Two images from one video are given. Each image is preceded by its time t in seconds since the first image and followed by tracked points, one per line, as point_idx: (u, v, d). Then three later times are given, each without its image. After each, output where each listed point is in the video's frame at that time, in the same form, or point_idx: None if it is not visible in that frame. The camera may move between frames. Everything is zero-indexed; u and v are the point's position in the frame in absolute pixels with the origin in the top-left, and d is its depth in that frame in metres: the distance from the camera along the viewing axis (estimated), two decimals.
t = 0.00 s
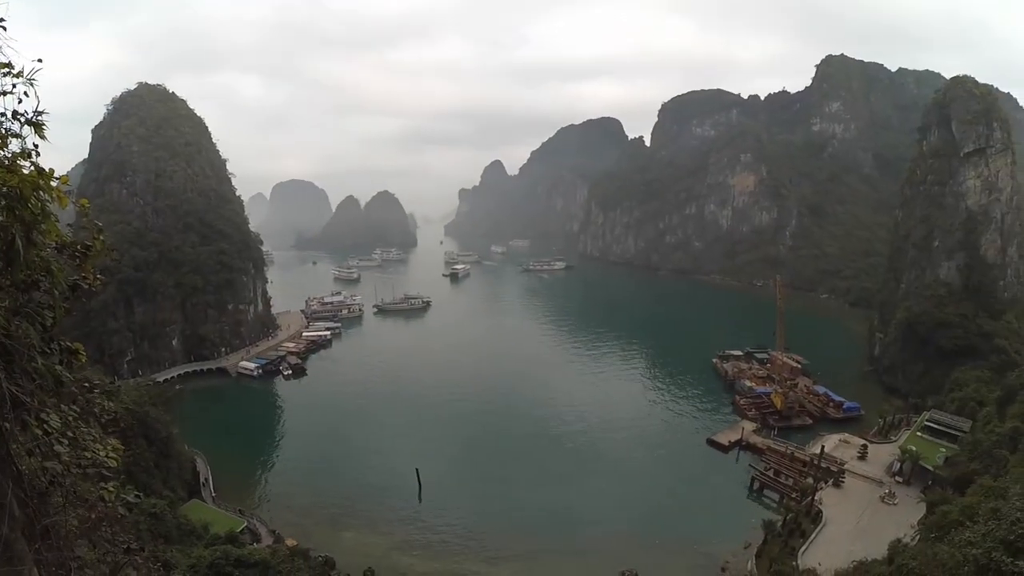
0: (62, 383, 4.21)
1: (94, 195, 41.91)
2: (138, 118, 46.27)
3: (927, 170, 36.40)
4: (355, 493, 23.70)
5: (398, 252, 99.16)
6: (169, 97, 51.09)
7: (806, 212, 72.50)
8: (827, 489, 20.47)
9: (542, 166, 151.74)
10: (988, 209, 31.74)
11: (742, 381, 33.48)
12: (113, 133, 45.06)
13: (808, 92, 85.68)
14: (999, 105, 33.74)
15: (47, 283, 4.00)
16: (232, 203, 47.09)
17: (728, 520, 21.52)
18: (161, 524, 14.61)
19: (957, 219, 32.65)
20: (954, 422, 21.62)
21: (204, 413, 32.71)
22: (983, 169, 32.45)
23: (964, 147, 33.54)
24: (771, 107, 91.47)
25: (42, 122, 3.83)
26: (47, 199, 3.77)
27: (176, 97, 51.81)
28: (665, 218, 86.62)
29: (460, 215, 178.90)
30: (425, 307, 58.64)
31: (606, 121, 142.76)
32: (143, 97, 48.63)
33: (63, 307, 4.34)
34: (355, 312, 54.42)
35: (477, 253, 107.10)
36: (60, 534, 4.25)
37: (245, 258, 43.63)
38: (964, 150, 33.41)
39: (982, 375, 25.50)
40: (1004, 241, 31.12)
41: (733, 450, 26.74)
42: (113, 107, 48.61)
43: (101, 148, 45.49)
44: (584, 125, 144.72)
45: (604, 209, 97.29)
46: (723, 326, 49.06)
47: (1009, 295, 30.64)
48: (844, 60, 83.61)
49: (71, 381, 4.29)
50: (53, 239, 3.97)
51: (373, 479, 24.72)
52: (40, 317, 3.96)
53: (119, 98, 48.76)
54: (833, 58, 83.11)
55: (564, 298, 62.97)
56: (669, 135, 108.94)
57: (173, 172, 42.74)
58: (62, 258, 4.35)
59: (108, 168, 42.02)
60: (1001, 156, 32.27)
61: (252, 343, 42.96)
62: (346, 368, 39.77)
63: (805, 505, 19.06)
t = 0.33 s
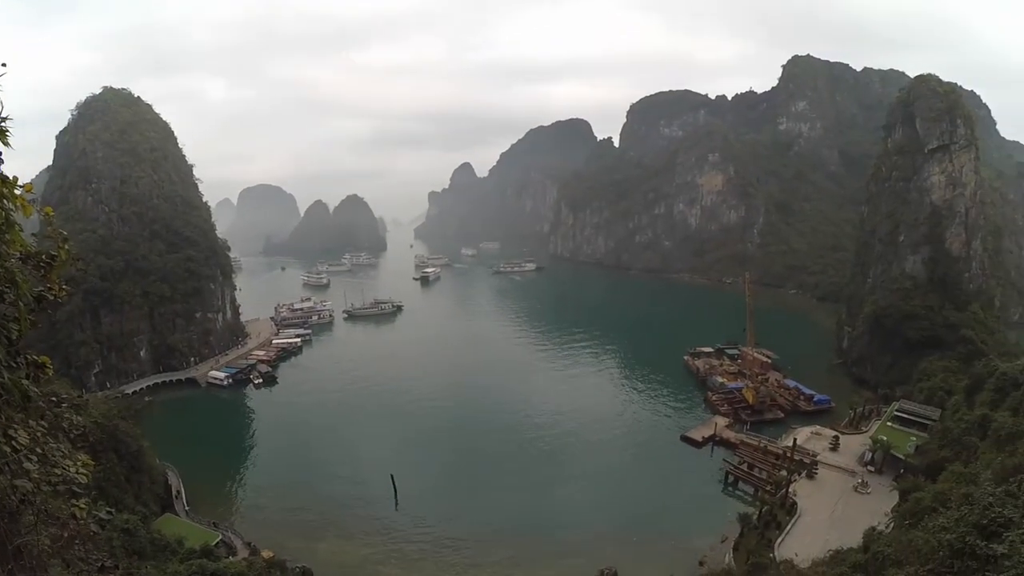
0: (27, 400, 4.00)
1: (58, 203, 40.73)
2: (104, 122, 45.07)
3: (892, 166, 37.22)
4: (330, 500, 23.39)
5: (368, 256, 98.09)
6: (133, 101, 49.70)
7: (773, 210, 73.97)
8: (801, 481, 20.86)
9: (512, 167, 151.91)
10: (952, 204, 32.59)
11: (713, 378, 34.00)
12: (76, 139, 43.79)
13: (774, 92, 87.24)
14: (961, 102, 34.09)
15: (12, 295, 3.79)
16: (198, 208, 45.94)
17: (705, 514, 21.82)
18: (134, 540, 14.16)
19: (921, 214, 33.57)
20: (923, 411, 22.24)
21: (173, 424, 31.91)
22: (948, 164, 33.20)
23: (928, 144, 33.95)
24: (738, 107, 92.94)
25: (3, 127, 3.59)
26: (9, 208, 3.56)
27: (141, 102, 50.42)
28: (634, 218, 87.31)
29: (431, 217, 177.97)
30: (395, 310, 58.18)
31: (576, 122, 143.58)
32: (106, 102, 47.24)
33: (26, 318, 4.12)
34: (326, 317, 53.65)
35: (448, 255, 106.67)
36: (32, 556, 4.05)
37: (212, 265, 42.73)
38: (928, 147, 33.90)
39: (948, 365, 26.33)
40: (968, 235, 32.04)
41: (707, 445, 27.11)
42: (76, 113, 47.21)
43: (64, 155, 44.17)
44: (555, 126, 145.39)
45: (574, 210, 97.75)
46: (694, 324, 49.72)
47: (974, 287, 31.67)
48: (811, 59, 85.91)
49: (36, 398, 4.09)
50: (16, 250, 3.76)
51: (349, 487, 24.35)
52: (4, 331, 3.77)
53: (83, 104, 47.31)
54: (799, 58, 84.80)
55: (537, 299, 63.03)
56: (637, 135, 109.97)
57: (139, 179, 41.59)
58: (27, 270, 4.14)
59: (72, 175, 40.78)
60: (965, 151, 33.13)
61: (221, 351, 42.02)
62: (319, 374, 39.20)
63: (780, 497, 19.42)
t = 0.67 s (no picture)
0: None
1: (24, 202, 39.38)
2: (70, 118, 43.74)
3: (861, 163, 37.99)
4: (304, 500, 23.08)
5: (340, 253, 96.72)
6: (101, 95, 48.21)
7: (744, 206, 75.08)
8: (774, 472, 21.30)
9: (485, 162, 151.39)
10: (921, 200, 33.37)
11: (686, 372, 34.46)
12: (44, 135, 42.50)
13: (746, 89, 88.35)
14: (930, 101, 34.17)
15: None
16: (167, 205, 44.73)
17: (681, 506, 22.14)
18: (108, 545, 13.76)
19: (890, 210, 34.40)
20: (892, 402, 22.86)
21: (142, 426, 31.12)
22: (917, 161, 33.68)
23: (898, 141, 34.44)
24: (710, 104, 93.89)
25: None
26: None
27: (108, 96, 48.92)
28: (607, 214, 87.64)
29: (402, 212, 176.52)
30: (367, 308, 57.65)
31: (549, 117, 143.61)
32: (72, 96, 45.78)
33: None
34: (298, 315, 52.86)
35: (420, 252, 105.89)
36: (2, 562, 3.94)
37: (181, 263, 41.72)
38: (898, 144, 34.35)
39: (917, 358, 27.12)
40: (936, 230, 32.89)
41: (681, 438, 27.47)
42: (42, 108, 45.76)
43: (31, 152, 42.90)
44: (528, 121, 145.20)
45: (546, 207, 97.84)
46: (667, 319, 50.29)
47: (942, 282, 32.57)
48: (782, 57, 87.15)
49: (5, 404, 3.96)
50: None
51: (325, 487, 24.02)
52: None
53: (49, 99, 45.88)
54: (771, 56, 85.99)
55: (510, 295, 62.94)
56: (610, 131, 110.55)
57: (107, 175, 40.34)
58: None
59: (38, 172, 39.47)
60: (933, 150, 33.34)
61: (192, 351, 41.11)
62: (293, 373, 38.66)
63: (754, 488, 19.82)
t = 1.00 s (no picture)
0: None
1: None
2: (41, 117, 42.69)
3: (834, 160, 38.71)
4: (282, 502, 22.79)
5: (314, 253, 95.42)
6: (72, 95, 47.13)
7: (719, 204, 76.06)
8: (751, 465, 21.64)
9: (460, 160, 150.94)
10: (893, 197, 34.10)
11: (663, 368, 34.83)
12: (13, 134, 41.35)
13: (720, 88, 89.41)
14: (901, 100, 34.94)
15: None
16: (139, 206, 43.70)
17: (659, 500, 22.40)
18: (86, 554, 13.37)
19: (863, 207, 35.12)
20: (866, 395, 23.37)
21: (115, 431, 30.38)
22: (889, 159, 34.42)
23: (870, 139, 35.19)
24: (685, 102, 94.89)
25: None
26: None
27: (80, 95, 47.79)
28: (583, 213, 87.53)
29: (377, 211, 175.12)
30: (343, 308, 57.06)
31: (525, 115, 143.75)
32: (44, 95, 44.72)
33: None
34: (273, 316, 52.11)
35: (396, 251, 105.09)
36: None
37: (154, 264, 40.86)
38: (870, 142, 35.03)
39: (890, 351, 27.76)
40: (908, 226, 33.68)
41: (658, 434, 27.74)
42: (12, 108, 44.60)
43: None
44: (504, 119, 145.17)
45: (522, 205, 97.89)
46: (644, 316, 50.73)
47: (913, 277, 33.37)
48: (756, 55, 88.33)
49: None
50: None
51: (304, 489, 23.67)
52: None
53: (19, 98, 44.79)
54: (745, 55, 87.18)
55: (486, 293, 62.86)
56: (586, 130, 111.07)
57: (79, 176, 39.36)
58: None
59: (7, 172, 38.29)
60: (905, 147, 34.06)
61: (165, 354, 40.24)
62: (269, 375, 38.08)
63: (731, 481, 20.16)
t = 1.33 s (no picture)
0: None
1: None
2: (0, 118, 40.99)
3: (798, 159, 39.62)
4: (253, 510, 22.30)
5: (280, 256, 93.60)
6: (34, 96, 45.39)
7: (686, 203, 77.21)
8: (723, 459, 22.01)
9: (429, 161, 150.04)
10: (857, 194, 35.06)
11: (633, 366, 35.20)
12: None
13: (687, 88, 90.73)
14: (865, 99, 35.88)
15: None
16: (103, 210, 42.30)
17: (633, 496, 22.61)
18: (57, 570, 12.78)
19: (828, 204, 36.02)
20: (833, 388, 23.90)
21: (75, 443, 29.31)
22: (853, 157, 35.40)
23: (835, 138, 36.09)
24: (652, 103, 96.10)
25: None
26: None
27: (42, 97, 46.02)
28: (551, 212, 87.99)
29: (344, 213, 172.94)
30: (311, 312, 56.09)
31: (493, 116, 143.69)
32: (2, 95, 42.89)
33: None
34: (239, 322, 50.94)
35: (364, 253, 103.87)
36: None
37: (118, 270, 39.63)
38: (834, 141, 35.96)
39: (856, 345, 28.52)
40: (871, 222, 34.67)
41: (630, 431, 28.00)
42: None
43: None
44: (472, 119, 144.86)
45: (491, 205, 97.78)
46: (615, 314, 51.16)
47: (877, 272, 34.34)
48: (722, 57, 89.89)
49: None
50: None
51: (272, 496, 23.20)
52: None
53: None
54: (711, 56, 88.70)
55: (457, 294, 62.57)
56: (554, 130, 111.59)
57: (40, 178, 37.65)
58: None
59: None
60: (868, 146, 35.07)
61: (130, 363, 38.93)
62: (236, 381, 37.22)
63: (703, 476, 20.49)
